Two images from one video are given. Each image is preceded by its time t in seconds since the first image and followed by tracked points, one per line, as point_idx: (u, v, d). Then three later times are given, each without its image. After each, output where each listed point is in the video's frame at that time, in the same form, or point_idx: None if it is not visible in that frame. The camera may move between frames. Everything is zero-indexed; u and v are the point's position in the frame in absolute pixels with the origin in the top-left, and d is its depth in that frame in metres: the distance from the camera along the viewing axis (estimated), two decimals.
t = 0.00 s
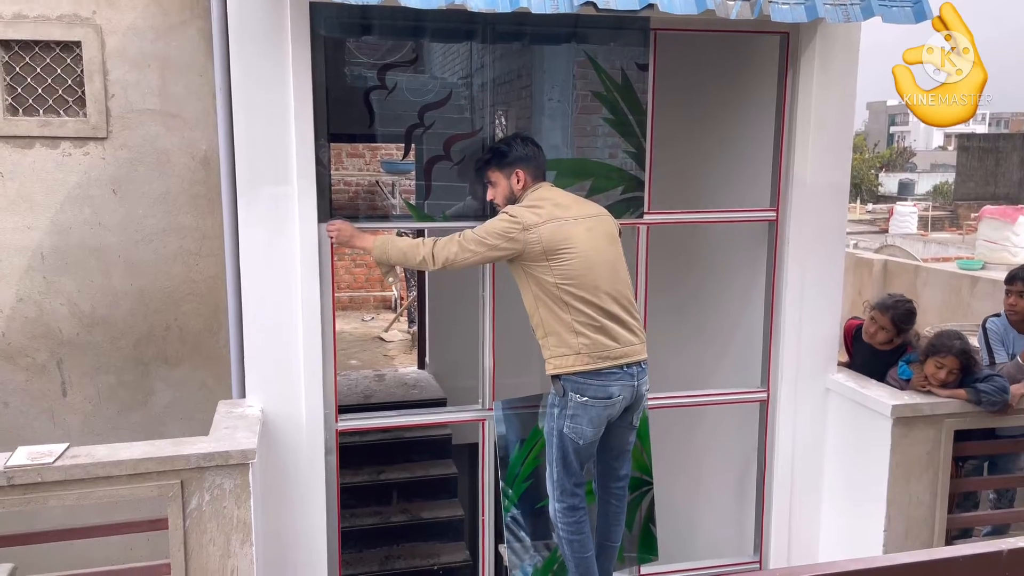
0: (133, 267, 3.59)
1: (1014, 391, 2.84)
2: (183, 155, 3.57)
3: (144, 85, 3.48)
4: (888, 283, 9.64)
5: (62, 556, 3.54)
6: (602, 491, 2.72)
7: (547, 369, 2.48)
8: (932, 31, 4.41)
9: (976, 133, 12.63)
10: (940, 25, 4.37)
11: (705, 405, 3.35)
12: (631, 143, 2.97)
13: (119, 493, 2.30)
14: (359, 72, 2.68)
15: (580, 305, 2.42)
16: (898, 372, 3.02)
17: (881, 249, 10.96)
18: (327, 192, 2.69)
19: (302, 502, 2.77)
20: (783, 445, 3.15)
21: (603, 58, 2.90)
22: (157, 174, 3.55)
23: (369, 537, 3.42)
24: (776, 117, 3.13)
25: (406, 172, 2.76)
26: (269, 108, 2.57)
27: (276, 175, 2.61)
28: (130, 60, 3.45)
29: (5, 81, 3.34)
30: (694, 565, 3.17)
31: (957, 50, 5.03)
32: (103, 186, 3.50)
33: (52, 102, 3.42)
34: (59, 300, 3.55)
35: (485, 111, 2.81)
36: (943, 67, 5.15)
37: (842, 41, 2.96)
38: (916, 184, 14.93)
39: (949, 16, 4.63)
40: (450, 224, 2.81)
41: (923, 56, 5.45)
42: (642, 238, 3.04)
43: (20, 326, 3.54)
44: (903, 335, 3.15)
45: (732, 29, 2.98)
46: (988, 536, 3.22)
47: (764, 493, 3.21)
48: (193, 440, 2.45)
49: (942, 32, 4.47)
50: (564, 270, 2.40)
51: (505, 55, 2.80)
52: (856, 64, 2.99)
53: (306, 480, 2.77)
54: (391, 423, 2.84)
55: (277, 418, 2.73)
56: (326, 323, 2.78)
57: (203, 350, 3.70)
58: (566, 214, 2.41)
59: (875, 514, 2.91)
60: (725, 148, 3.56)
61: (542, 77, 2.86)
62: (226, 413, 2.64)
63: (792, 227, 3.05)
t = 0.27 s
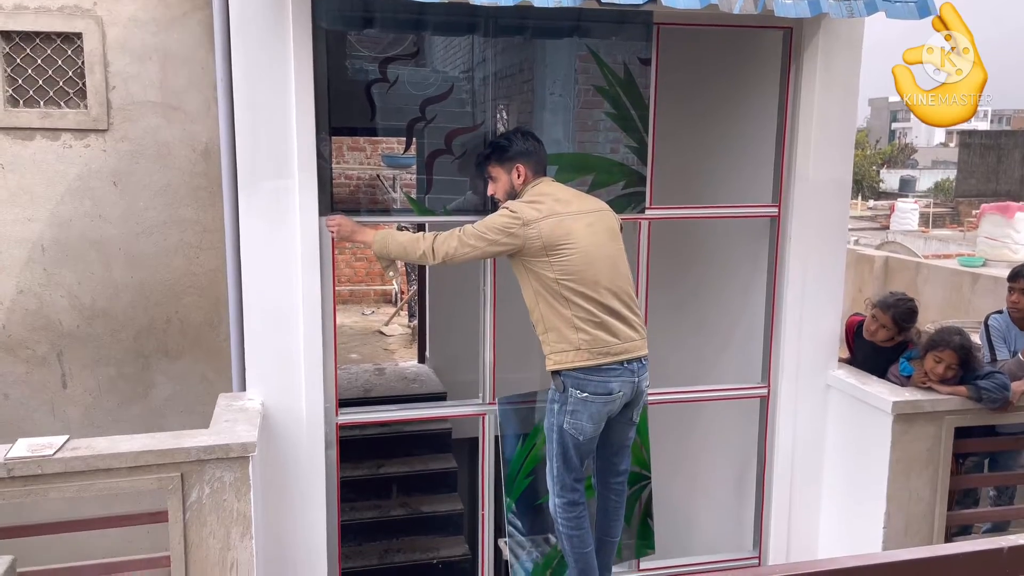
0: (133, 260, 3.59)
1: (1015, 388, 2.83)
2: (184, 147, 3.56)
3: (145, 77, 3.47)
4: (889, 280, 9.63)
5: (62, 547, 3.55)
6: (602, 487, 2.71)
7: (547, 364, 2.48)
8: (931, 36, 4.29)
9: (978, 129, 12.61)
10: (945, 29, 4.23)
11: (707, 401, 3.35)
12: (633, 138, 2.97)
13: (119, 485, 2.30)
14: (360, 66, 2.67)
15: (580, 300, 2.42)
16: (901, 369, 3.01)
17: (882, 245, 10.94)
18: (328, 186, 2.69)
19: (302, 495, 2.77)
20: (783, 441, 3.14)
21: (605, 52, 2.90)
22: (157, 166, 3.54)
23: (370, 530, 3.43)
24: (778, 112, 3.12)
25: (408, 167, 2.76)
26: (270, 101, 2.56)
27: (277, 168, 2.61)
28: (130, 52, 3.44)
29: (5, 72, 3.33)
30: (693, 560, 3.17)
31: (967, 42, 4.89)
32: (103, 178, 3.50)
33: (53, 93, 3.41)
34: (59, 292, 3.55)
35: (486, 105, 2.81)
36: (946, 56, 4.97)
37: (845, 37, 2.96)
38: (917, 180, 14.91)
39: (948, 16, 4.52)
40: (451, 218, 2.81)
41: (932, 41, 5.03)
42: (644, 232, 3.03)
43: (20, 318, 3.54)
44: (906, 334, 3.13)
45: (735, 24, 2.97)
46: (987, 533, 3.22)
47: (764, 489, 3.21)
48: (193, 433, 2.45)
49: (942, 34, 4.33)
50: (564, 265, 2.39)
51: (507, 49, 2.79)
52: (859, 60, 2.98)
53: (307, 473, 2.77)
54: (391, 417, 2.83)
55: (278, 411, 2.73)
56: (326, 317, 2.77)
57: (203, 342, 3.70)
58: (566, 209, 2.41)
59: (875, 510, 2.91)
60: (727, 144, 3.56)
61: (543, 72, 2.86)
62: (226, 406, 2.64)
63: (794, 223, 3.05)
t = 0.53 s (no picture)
0: (132, 249, 3.57)
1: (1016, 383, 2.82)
2: (184, 136, 3.54)
3: (144, 65, 3.45)
4: (891, 275, 9.62)
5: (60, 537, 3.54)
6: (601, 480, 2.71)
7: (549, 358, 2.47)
8: None
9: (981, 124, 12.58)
10: (937, 16, 3.62)
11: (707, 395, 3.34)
12: (635, 130, 2.95)
13: (117, 476, 2.29)
14: (361, 56, 2.64)
15: (582, 294, 2.40)
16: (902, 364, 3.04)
17: (883, 239, 10.92)
18: (328, 176, 2.67)
19: (301, 486, 2.76)
20: (783, 435, 3.14)
21: (608, 43, 2.87)
22: (157, 155, 3.52)
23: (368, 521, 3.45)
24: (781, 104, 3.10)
25: (408, 158, 2.73)
26: (271, 90, 2.54)
27: (277, 158, 2.59)
28: (130, 39, 3.41)
29: (4, 59, 3.30)
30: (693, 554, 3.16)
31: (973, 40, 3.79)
32: (102, 166, 3.48)
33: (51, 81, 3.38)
34: (57, 281, 3.53)
35: (488, 96, 2.77)
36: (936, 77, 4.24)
37: (849, 30, 2.93)
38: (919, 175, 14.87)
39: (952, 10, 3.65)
40: (452, 209, 2.79)
41: (914, 61, 4.04)
42: (645, 226, 3.01)
43: (18, 307, 3.52)
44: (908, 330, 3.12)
45: (740, 15, 2.94)
46: (987, 528, 3.21)
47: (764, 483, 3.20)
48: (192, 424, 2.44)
49: (938, 18, 3.64)
50: (566, 258, 2.38)
51: (509, 39, 2.77)
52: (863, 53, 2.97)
53: (306, 465, 2.76)
54: (390, 409, 2.82)
55: (277, 402, 2.72)
56: (326, 307, 2.75)
57: (202, 332, 3.69)
58: (569, 201, 2.39)
59: (875, 505, 2.91)
60: (728, 136, 3.54)
61: (546, 62, 2.83)
62: (224, 397, 2.63)
63: (796, 216, 3.03)
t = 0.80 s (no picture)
0: (126, 236, 3.52)
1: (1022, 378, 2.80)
2: (179, 121, 3.48)
3: (138, 49, 3.39)
4: (892, 268, 9.59)
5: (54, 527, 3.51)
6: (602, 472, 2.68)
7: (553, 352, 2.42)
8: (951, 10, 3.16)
9: (983, 117, 12.52)
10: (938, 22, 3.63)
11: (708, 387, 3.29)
12: (638, 118, 2.90)
13: (110, 466, 2.26)
14: (361, 42, 2.59)
15: (587, 286, 2.36)
16: (906, 357, 2.99)
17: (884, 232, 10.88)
18: (326, 163, 2.61)
19: (296, 477, 2.73)
20: (785, 428, 3.10)
21: (611, 30, 2.82)
22: (151, 141, 3.47)
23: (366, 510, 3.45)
24: (788, 92, 3.05)
25: (408, 146, 2.68)
26: (267, 75, 2.49)
27: (274, 144, 2.54)
28: (123, 22, 3.35)
29: None
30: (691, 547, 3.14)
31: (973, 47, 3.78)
32: (96, 152, 3.42)
33: (44, 64, 3.32)
34: (50, 268, 3.49)
35: (489, 84, 2.72)
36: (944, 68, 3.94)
37: (857, 19, 2.88)
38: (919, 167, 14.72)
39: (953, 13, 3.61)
40: (452, 198, 2.74)
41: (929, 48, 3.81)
42: (648, 215, 2.97)
43: (11, 294, 3.48)
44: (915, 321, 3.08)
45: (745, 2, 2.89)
46: (988, 523, 3.19)
47: (765, 477, 3.18)
48: (186, 414, 2.41)
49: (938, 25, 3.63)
50: (572, 248, 2.34)
51: (511, 25, 2.72)
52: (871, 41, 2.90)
53: (302, 456, 2.72)
54: (387, 400, 2.78)
55: (272, 393, 2.68)
56: (324, 296, 2.71)
57: (198, 321, 3.64)
58: (573, 191, 2.35)
59: (877, 499, 2.88)
60: (731, 125, 3.50)
61: (547, 49, 2.78)
62: (219, 387, 2.59)
63: (801, 206, 2.99)
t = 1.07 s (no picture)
0: (114, 218, 3.42)
1: None
2: (168, 100, 3.38)
3: (126, 25, 3.28)
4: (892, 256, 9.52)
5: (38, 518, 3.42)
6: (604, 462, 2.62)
7: (563, 346, 2.34)
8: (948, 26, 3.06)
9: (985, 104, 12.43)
10: (936, 19, 3.08)
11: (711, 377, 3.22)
12: (643, 100, 2.80)
13: (95, 458, 2.18)
14: (358, 24, 2.49)
15: (599, 276, 2.25)
16: (916, 346, 2.94)
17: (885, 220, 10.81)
18: (320, 145, 2.52)
19: (289, 468, 2.65)
20: (791, 419, 3.03)
21: (616, 10, 2.73)
22: (139, 121, 3.36)
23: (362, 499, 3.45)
24: (796, 76, 2.95)
25: (405, 129, 2.58)
26: (258, 54, 2.40)
27: (265, 125, 2.45)
28: None
29: None
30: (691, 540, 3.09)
31: None
32: (82, 132, 3.32)
33: (28, 40, 3.21)
34: (35, 251, 3.40)
35: (489, 67, 2.63)
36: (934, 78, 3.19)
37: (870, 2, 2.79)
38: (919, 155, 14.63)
39: (954, 11, 3.07)
40: (451, 182, 2.65)
41: (919, 61, 3.11)
42: (652, 200, 2.86)
43: None
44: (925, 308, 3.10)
45: None
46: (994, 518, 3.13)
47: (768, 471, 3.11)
48: (174, 404, 2.33)
49: (936, 24, 3.09)
50: (585, 237, 2.21)
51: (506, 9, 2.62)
52: (882, 20, 2.84)
53: (295, 448, 2.65)
54: (383, 390, 2.70)
55: (264, 382, 2.60)
56: (318, 281, 2.61)
57: (188, 307, 3.55)
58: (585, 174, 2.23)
59: (883, 492, 2.81)
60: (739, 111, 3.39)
61: (547, 31, 2.68)
62: (209, 375, 2.52)
63: (809, 193, 2.91)
